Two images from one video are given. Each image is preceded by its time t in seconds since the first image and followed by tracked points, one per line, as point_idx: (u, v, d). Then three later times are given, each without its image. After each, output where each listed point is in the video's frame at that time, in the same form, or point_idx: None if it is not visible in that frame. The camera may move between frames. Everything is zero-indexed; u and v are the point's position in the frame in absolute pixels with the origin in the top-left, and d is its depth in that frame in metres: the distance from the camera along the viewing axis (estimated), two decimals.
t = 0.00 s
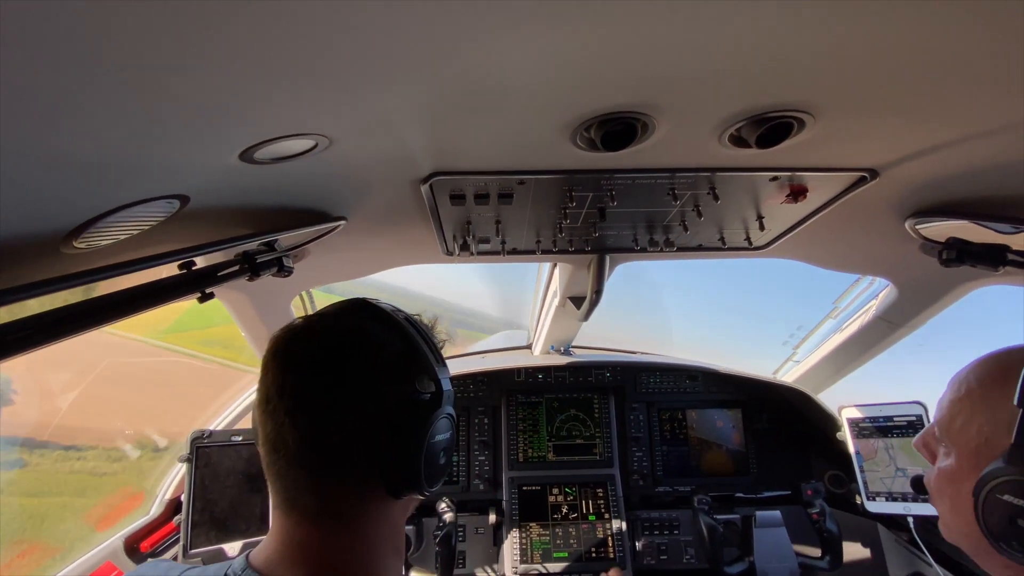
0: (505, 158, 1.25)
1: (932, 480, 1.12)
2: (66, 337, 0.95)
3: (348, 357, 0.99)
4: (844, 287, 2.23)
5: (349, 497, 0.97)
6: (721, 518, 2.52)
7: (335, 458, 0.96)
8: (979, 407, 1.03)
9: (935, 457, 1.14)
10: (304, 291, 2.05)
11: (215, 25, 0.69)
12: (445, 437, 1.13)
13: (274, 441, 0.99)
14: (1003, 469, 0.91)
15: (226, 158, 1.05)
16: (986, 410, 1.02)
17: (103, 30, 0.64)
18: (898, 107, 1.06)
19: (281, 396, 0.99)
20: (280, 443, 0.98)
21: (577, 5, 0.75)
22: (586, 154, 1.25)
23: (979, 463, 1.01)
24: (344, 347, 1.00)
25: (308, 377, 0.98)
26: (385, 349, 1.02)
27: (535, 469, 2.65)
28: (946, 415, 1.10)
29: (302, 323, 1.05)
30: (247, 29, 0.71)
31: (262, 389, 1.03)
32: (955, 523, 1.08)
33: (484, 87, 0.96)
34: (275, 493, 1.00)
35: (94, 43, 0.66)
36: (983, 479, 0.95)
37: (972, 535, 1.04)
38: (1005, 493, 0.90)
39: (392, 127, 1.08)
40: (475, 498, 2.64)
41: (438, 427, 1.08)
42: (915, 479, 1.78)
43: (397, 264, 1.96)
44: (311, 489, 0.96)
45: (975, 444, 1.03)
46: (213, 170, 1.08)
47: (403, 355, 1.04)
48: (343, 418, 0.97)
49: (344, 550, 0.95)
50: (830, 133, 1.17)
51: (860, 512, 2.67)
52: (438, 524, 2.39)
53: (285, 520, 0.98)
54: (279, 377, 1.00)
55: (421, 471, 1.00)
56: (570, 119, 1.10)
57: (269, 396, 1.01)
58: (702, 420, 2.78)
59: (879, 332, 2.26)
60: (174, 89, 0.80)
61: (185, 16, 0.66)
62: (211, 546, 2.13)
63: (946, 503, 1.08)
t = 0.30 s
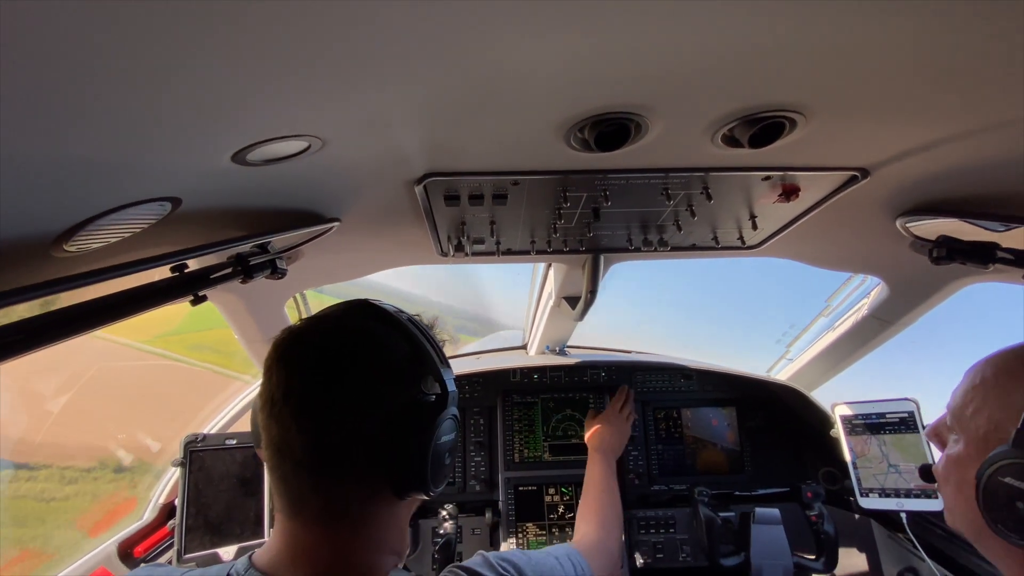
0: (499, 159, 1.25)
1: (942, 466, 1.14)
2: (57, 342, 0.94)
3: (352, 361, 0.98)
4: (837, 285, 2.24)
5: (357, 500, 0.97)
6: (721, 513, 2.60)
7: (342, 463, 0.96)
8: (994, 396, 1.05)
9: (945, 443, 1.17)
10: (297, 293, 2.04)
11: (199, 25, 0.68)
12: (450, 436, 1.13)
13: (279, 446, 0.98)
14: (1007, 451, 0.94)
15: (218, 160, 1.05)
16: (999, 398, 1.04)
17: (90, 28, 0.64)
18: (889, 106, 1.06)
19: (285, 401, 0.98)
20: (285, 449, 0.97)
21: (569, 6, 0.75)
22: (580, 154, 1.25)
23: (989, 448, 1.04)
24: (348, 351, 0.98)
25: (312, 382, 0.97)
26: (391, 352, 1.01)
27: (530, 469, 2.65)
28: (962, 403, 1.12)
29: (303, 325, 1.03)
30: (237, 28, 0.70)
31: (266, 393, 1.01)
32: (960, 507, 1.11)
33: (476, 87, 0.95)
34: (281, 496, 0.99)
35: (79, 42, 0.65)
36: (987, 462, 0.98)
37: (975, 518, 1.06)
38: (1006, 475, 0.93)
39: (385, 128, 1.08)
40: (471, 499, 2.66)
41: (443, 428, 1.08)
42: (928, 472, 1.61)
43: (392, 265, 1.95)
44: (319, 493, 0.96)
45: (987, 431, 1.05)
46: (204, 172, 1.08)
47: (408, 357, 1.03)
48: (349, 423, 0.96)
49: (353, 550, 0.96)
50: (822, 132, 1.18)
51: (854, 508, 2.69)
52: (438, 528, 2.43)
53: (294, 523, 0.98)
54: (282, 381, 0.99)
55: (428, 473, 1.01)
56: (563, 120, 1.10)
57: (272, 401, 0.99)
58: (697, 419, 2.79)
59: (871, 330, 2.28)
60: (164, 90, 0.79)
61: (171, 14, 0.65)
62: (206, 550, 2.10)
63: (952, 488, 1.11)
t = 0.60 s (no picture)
0: (496, 157, 1.25)
1: (942, 452, 1.17)
2: (53, 344, 0.94)
3: (347, 362, 0.98)
4: (832, 282, 2.25)
5: (356, 502, 0.97)
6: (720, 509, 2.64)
7: (340, 465, 0.95)
8: (996, 385, 1.07)
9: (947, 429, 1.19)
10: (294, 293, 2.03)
11: (196, 26, 0.68)
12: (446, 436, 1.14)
13: (273, 451, 0.97)
14: (1007, 438, 0.97)
15: (214, 160, 1.04)
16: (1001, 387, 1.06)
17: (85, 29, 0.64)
18: (884, 102, 1.07)
19: (279, 404, 0.97)
20: (281, 453, 0.97)
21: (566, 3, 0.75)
22: (577, 152, 1.25)
23: (986, 435, 1.06)
24: (343, 353, 0.98)
25: (306, 385, 0.97)
26: (385, 352, 1.01)
27: (528, 467, 2.65)
28: (965, 391, 1.14)
29: (295, 328, 1.03)
30: (233, 28, 0.70)
31: (258, 397, 1.01)
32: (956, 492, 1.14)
33: (474, 86, 0.96)
34: (278, 501, 0.99)
35: (75, 43, 0.65)
36: (986, 448, 1.01)
37: (968, 503, 1.09)
38: (1001, 460, 0.96)
39: (383, 128, 1.07)
40: (470, 499, 2.66)
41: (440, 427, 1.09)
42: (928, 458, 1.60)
43: (389, 265, 1.95)
44: (317, 496, 0.96)
45: (987, 419, 1.07)
46: (202, 173, 1.07)
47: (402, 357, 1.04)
48: (346, 424, 0.96)
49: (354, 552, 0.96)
50: (817, 129, 1.18)
51: (851, 503, 2.70)
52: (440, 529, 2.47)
53: (291, 528, 0.98)
54: (276, 385, 0.98)
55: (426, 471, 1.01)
56: (560, 118, 1.10)
57: (266, 405, 0.99)
58: (695, 416, 2.79)
59: (867, 325, 2.29)
60: (160, 91, 0.79)
61: (169, 15, 0.65)
62: (206, 552, 2.09)
63: (949, 474, 1.14)
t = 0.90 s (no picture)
0: (494, 157, 1.26)
1: (941, 444, 1.18)
2: (52, 346, 0.94)
3: (354, 359, 0.99)
4: (830, 281, 2.26)
5: (366, 497, 0.97)
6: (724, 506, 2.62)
7: (351, 461, 0.96)
8: (996, 378, 1.08)
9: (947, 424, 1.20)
10: (293, 294, 2.03)
11: (192, 27, 0.68)
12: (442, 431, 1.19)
13: (278, 451, 0.96)
14: (1003, 430, 0.98)
15: (213, 161, 1.05)
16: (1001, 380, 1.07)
17: (85, 30, 0.64)
18: (880, 100, 1.08)
19: (283, 403, 0.96)
20: (286, 453, 0.96)
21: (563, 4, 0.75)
22: (575, 152, 1.25)
23: (984, 427, 1.07)
24: (349, 350, 1.00)
25: (313, 382, 0.97)
26: (391, 349, 1.04)
27: (528, 467, 2.65)
28: (966, 384, 1.14)
29: (295, 328, 1.03)
30: (233, 30, 0.70)
31: (257, 399, 0.99)
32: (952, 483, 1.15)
33: (471, 86, 0.96)
34: (281, 503, 0.97)
35: (74, 44, 0.65)
36: (983, 438, 1.02)
37: (962, 494, 1.11)
38: (997, 451, 0.98)
39: (380, 127, 1.07)
40: (470, 499, 2.66)
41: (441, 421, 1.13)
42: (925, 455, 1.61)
43: (388, 265, 1.95)
44: (326, 494, 0.95)
45: (984, 412, 1.08)
46: (199, 173, 1.07)
47: (406, 354, 1.07)
48: (356, 420, 0.97)
49: (366, 547, 0.96)
50: (815, 127, 1.19)
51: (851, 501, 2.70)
52: (443, 540, 2.51)
53: (296, 530, 0.96)
54: (278, 385, 0.97)
55: (431, 461, 1.05)
56: (558, 118, 1.10)
57: (268, 406, 0.97)
58: (694, 415, 2.81)
59: (865, 323, 2.30)
60: (159, 92, 0.79)
61: (165, 16, 0.65)
62: (206, 553, 2.10)
63: (946, 466, 1.15)
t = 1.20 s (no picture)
0: (494, 157, 1.25)
1: (933, 476, 1.13)
2: (51, 345, 0.93)
3: (358, 357, 0.99)
4: (830, 281, 2.25)
5: (367, 496, 0.97)
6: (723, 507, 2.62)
7: (355, 460, 0.96)
8: (975, 398, 1.05)
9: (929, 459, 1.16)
10: (293, 294, 2.03)
11: (190, 25, 0.68)
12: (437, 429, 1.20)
13: (280, 451, 0.96)
14: (1005, 453, 0.93)
15: (213, 161, 1.04)
16: (977, 402, 1.05)
17: (84, 29, 0.64)
18: (880, 100, 1.07)
19: (285, 402, 0.96)
20: (288, 452, 0.95)
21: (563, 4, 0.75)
22: (575, 152, 1.25)
23: (977, 452, 1.03)
24: (353, 348, 1.00)
25: (315, 381, 0.97)
26: (393, 348, 1.04)
27: (528, 467, 2.64)
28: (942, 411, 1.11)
29: (295, 327, 1.02)
30: (232, 30, 0.70)
31: (257, 398, 0.98)
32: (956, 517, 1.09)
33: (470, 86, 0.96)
34: (281, 503, 0.96)
35: (73, 44, 0.65)
36: (987, 468, 0.96)
37: (974, 526, 1.04)
38: (1009, 477, 0.92)
39: (380, 127, 1.07)
40: (471, 499, 2.65)
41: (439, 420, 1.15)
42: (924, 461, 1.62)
43: (388, 265, 1.94)
44: (327, 493, 0.95)
45: (972, 437, 1.04)
46: (199, 173, 1.07)
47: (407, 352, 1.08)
48: (359, 418, 0.97)
49: (366, 546, 0.97)
50: (815, 127, 1.19)
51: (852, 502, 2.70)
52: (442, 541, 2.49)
53: (297, 530, 0.95)
54: (280, 384, 0.97)
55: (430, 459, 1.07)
56: (558, 117, 1.10)
57: (269, 404, 0.97)
58: (695, 415, 2.80)
59: (866, 322, 2.29)
60: (158, 92, 0.79)
61: (162, 14, 0.65)
62: (206, 553, 2.10)
63: (950, 500, 1.08)
